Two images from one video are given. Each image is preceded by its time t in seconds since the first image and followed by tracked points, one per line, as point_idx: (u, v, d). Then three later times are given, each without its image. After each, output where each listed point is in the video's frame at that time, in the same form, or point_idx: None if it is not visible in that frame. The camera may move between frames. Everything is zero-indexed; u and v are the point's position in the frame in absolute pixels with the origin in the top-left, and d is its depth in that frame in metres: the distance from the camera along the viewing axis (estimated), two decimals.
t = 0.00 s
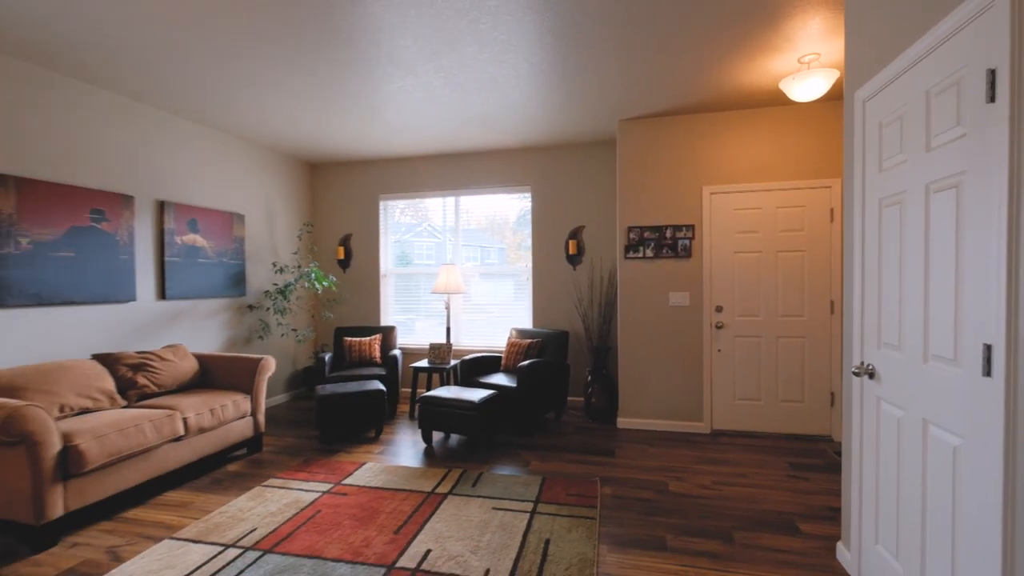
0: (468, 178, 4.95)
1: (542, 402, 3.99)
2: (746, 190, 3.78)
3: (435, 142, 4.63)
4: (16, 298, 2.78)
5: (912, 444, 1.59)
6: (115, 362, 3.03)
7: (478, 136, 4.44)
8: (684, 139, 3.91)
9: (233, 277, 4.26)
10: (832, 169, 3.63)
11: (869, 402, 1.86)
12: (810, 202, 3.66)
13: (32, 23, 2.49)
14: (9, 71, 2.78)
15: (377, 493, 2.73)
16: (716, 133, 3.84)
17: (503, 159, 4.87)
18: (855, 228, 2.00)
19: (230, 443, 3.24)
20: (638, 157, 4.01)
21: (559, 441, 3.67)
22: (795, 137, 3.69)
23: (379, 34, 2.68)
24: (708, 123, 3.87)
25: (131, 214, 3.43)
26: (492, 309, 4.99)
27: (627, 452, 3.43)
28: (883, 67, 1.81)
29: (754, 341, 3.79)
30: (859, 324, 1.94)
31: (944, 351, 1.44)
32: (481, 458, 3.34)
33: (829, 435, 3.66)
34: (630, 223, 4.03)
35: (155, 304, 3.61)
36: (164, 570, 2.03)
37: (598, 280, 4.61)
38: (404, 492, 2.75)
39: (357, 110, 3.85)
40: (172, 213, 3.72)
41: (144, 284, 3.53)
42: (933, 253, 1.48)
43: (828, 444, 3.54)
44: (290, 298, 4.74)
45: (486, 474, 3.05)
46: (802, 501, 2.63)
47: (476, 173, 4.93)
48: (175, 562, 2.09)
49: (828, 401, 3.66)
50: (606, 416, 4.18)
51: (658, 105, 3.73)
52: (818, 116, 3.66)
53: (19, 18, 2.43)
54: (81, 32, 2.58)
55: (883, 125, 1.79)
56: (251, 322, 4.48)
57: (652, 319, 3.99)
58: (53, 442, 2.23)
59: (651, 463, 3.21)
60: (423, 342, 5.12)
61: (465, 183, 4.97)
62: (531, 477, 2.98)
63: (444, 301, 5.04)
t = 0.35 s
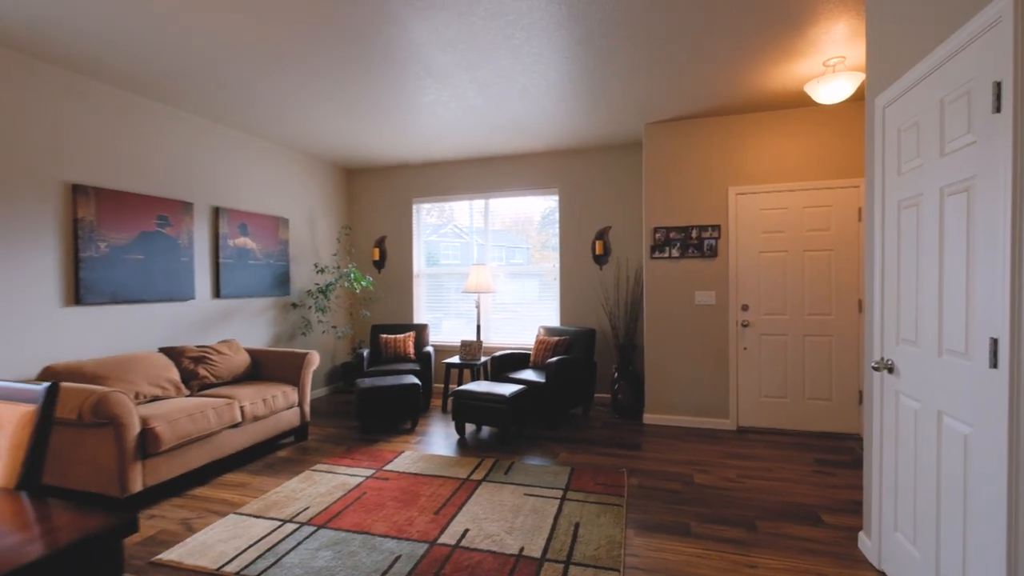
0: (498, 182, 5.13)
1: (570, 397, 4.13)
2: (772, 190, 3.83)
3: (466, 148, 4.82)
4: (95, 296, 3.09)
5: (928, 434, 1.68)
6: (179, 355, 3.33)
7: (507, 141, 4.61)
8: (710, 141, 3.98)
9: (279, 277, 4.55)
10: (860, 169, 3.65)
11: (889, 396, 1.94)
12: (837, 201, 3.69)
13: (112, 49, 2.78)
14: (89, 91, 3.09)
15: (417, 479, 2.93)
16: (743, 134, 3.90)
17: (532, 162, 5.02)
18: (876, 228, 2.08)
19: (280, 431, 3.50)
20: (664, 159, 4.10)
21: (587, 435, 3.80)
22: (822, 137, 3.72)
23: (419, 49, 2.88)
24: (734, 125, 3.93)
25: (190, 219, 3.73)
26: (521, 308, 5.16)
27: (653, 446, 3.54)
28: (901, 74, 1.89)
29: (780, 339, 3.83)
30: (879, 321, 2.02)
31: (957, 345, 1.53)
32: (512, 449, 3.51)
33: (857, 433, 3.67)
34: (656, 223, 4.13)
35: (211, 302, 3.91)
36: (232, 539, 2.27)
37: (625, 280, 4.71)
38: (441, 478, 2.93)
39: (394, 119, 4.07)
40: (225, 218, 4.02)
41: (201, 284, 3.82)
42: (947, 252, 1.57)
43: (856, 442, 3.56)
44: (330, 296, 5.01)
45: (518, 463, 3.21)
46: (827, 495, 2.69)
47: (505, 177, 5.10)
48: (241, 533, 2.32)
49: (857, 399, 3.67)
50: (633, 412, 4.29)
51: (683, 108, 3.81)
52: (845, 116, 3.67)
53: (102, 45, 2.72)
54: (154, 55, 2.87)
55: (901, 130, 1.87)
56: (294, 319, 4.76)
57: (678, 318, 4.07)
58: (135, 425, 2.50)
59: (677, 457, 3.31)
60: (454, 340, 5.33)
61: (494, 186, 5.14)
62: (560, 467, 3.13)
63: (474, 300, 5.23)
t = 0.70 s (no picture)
0: (526, 185, 5.29)
1: (598, 394, 4.25)
2: (798, 192, 3.87)
3: (495, 153, 5.00)
4: (162, 296, 3.39)
5: (948, 429, 1.75)
6: (235, 350, 3.61)
7: (536, 146, 4.76)
8: (736, 144, 4.04)
9: (320, 278, 4.82)
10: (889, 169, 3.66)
11: (911, 392, 2.01)
12: (865, 202, 3.70)
13: (179, 71, 3.05)
14: (156, 109, 3.39)
15: (453, 468, 3.11)
16: (769, 136, 3.95)
17: (559, 166, 5.16)
18: (899, 231, 2.14)
19: (325, 422, 3.74)
20: (691, 162, 4.18)
21: (614, 431, 3.92)
22: (850, 138, 3.74)
23: (455, 64, 3.07)
24: (760, 127, 3.97)
25: (242, 225, 4.02)
26: (549, 308, 5.31)
27: (680, 442, 3.63)
28: (923, 82, 1.95)
29: (808, 339, 3.87)
30: (902, 321, 2.09)
31: (975, 344, 1.60)
32: (542, 443, 3.66)
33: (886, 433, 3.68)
34: (682, 225, 4.21)
35: (260, 301, 4.19)
36: (290, 517, 2.49)
37: (651, 280, 4.81)
38: (476, 468, 3.11)
39: (428, 127, 4.27)
40: (273, 223, 4.30)
41: (251, 285, 4.11)
42: (966, 255, 1.65)
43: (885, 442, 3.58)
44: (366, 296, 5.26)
45: (548, 456, 3.36)
46: (853, 491, 2.75)
47: (533, 181, 5.26)
48: (297, 512, 2.55)
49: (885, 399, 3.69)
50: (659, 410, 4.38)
51: (710, 112, 3.89)
52: (874, 117, 3.68)
53: (171, 68, 3.00)
54: (214, 76, 3.13)
55: (923, 137, 1.94)
56: (334, 318, 5.03)
57: (704, 318, 4.15)
58: (202, 412, 2.77)
59: (703, 452, 3.41)
60: (485, 338, 5.53)
61: (523, 190, 5.30)
62: (589, 460, 3.27)
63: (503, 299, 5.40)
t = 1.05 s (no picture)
0: (554, 188, 5.41)
1: (626, 393, 4.33)
2: (829, 192, 3.87)
3: (525, 157, 5.14)
4: (218, 296, 3.65)
5: (977, 426, 1.79)
6: (283, 347, 3.85)
7: (564, 150, 4.88)
8: (765, 146, 4.07)
9: (358, 279, 5.05)
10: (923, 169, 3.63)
11: (941, 391, 2.05)
12: (898, 202, 3.69)
13: (236, 87, 3.30)
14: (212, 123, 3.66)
15: (488, 460, 3.26)
16: (799, 137, 3.96)
17: (587, 169, 5.26)
18: (929, 232, 2.18)
19: (365, 416, 3.94)
20: (719, 164, 4.22)
21: (643, 428, 4.00)
22: (883, 138, 3.72)
23: (490, 75, 3.21)
24: (790, 128, 3.99)
25: (288, 229, 4.27)
26: (577, 308, 5.42)
27: (709, 440, 3.69)
28: (953, 86, 1.99)
29: (838, 339, 3.88)
30: (932, 321, 2.13)
31: (1004, 343, 1.65)
32: (572, 439, 3.78)
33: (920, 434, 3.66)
34: (710, 226, 4.26)
35: (304, 301, 4.44)
36: (340, 501, 2.69)
37: (679, 281, 4.86)
38: (510, 460, 3.25)
39: (461, 134, 4.44)
40: (315, 227, 4.54)
41: (296, 285, 4.36)
42: (994, 257, 1.69)
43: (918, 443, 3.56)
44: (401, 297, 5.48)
45: (578, 451, 3.48)
46: (884, 489, 2.77)
47: (562, 184, 5.38)
48: (346, 496, 2.74)
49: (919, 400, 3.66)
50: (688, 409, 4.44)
51: (739, 114, 3.93)
52: (907, 117, 3.66)
53: (228, 84, 3.24)
54: (266, 91, 3.37)
55: (952, 141, 1.98)
56: (371, 317, 5.26)
57: (733, 318, 4.19)
58: (258, 403, 3.00)
59: (732, 450, 3.46)
60: (514, 337, 5.67)
61: (551, 193, 5.43)
62: (619, 456, 3.37)
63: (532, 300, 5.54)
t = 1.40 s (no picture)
0: (584, 190, 5.49)
1: (657, 391, 4.39)
2: (864, 192, 3.84)
3: (555, 160, 5.25)
4: (268, 295, 3.89)
5: (1012, 425, 1.81)
6: (327, 343, 4.07)
7: (595, 152, 4.97)
8: (798, 146, 4.06)
9: (395, 279, 5.25)
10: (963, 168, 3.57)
11: (976, 391, 2.06)
12: (937, 202, 3.64)
13: (286, 100, 3.53)
14: (262, 133, 3.90)
15: (523, 453, 3.39)
16: (833, 137, 3.94)
17: (617, 170, 5.33)
18: (965, 234, 2.19)
19: (403, 410, 4.12)
20: (750, 164, 4.23)
21: (674, 427, 4.06)
22: (921, 137, 3.68)
23: (525, 84, 3.34)
24: (824, 128, 3.97)
25: (331, 232, 4.50)
26: (607, 308, 5.49)
27: (741, 439, 3.73)
28: (989, 88, 2.00)
29: (874, 340, 3.85)
30: (968, 321, 2.14)
31: None
32: (603, 435, 3.87)
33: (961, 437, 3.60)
34: (742, 227, 4.28)
35: (345, 300, 4.67)
36: (385, 488, 2.86)
37: (710, 281, 4.89)
38: (544, 454, 3.36)
39: (494, 139, 4.59)
40: (355, 230, 4.76)
41: (338, 285, 4.58)
42: None
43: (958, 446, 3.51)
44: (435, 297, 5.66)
45: (610, 447, 3.56)
46: (920, 490, 2.77)
47: (592, 185, 5.46)
48: (390, 484, 2.91)
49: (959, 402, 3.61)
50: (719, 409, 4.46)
51: (771, 115, 3.94)
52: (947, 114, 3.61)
53: (279, 97, 3.47)
54: (314, 102, 3.58)
55: (988, 142, 2.00)
56: (406, 316, 5.46)
57: (765, 319, 4.19)
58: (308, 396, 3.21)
59: (764, 449, 3.49)
60: (545, 337, 5.79)
61: (582, 195, 5.52)
62: (650, 452, 3.44)
63: (563, 300, 5.64)
